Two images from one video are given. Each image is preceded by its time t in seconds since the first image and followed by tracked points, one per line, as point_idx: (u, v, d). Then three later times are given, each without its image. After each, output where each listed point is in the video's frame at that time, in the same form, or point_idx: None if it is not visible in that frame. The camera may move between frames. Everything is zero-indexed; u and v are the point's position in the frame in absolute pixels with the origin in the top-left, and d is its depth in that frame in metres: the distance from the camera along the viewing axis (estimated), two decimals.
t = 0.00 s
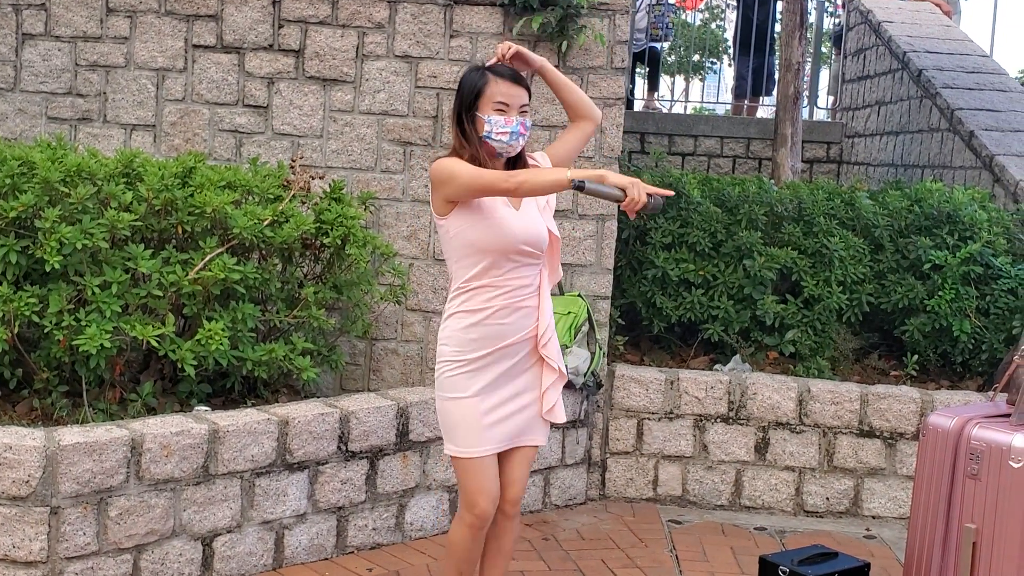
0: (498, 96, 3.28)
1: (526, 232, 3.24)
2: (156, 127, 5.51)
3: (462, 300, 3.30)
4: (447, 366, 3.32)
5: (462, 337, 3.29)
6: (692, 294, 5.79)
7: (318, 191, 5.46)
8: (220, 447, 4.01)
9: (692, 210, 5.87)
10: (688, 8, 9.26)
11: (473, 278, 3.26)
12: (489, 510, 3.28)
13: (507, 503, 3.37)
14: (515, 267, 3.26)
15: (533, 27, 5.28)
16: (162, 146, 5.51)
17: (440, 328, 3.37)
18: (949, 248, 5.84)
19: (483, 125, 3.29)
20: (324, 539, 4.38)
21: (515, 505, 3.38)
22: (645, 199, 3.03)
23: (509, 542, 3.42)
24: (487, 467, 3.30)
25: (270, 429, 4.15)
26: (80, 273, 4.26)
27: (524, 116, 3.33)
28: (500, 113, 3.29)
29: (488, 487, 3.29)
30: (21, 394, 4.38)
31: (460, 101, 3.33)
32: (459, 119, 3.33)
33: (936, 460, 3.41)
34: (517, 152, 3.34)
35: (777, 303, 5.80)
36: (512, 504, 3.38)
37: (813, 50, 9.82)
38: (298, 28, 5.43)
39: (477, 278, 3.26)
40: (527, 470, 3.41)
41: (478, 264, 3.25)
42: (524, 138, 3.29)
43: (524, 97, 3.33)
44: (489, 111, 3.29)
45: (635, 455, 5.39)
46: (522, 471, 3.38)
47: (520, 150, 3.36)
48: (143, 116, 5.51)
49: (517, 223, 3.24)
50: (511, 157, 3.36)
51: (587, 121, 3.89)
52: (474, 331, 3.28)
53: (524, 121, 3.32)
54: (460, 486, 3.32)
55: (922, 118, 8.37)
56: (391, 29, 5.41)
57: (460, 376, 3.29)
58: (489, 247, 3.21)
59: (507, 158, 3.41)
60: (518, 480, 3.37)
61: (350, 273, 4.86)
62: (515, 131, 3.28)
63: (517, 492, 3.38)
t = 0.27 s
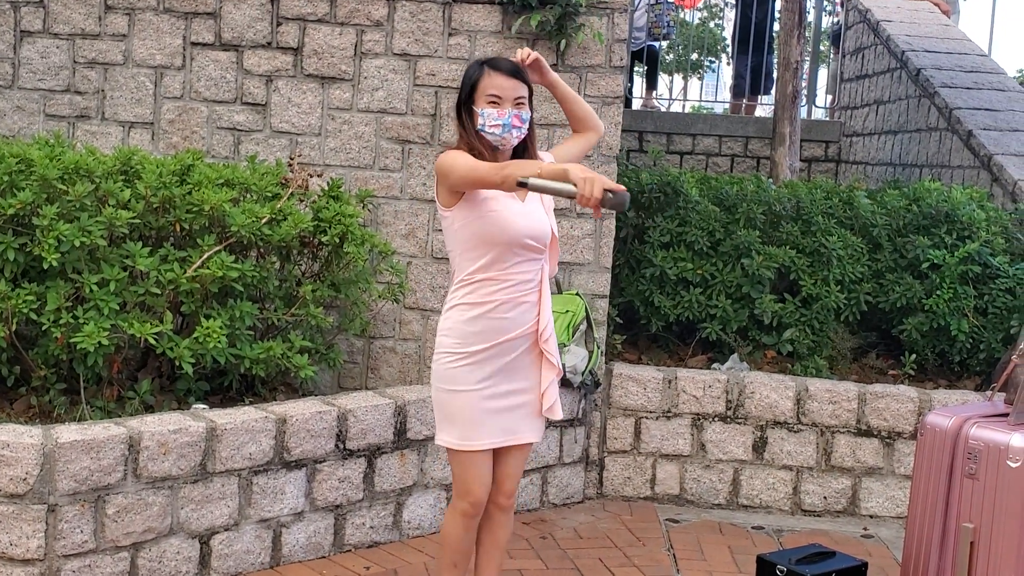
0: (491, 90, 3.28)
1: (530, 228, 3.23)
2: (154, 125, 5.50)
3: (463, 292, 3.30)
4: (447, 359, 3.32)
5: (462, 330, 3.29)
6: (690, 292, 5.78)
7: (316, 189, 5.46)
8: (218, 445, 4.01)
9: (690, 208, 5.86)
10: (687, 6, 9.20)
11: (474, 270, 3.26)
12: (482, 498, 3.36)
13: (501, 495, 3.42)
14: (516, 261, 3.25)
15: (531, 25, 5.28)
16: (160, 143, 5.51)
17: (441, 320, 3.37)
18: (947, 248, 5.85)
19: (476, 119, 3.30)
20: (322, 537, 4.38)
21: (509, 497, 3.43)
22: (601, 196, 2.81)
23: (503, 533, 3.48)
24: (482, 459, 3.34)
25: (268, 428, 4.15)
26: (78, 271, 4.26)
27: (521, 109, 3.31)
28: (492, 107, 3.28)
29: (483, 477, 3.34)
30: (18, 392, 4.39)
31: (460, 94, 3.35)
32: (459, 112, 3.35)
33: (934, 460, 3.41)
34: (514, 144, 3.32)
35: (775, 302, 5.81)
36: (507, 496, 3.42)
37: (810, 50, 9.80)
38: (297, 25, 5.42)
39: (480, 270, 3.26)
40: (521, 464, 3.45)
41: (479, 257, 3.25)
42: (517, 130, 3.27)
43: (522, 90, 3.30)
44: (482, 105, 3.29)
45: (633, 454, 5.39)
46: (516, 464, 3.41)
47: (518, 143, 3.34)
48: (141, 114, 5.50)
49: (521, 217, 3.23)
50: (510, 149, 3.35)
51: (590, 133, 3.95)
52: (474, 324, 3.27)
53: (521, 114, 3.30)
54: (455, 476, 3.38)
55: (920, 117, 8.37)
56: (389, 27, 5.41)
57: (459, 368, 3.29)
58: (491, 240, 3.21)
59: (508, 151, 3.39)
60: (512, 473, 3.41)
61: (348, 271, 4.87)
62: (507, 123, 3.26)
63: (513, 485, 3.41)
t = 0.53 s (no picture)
0: (494, 102, 3.28)
1: (521, 235, 3.24)
2: (154, 124, 5.52)
3: (454, 296, 3.30)
4: (439, 364, 3.32)
5: (454, 336, 3.29)
6: (687, 292, 5.80)
7: (315, 189, 5.47)
8: (216, 443, 4.03)
9: (688, 208, 5.90)
10: (685, 7, 9.21)
11: (465, 277, 3.27)
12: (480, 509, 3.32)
13: (500, 507, 3.35)
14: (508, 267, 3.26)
15: (530, 25, 5.30)
16: (160, 142, 5.52)
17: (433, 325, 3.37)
18: (944, 248, 5.87)
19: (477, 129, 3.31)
20: (320, 535, 4.39)
21: (509, 510, 3.36)
22: (488, 168, 2.82)
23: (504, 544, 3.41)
24: (478, 465, 3.31)
25: (266, 426, 4.16)
26: (77, 269, 4.27)
27: (522, 124, 3.31)
28: (493, 118, 3.29)
29: (479, 485, 3.31)
30: (18, 390, 4.40)
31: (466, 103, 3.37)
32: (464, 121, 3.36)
33: (930, 460, 3.43)
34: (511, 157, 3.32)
35: (772, 301, 5.82)
36: (507, 508, 3.35)
37: (809, 50, 9.85)
38: (296, 25, 5.44)
39: (471, 276, 3.26)
40: (521, 473, 3.40)
41: (471, 263, 3.25)
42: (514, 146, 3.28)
43: (524, 104, 3.30)
44: (484, 116, 3.30)
45: (630, 453, 5.41)
46: (513, 474, 3.37)
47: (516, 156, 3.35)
48: (141, 113, 5.51)
49: (513, 225, 3.24)
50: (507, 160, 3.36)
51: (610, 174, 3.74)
52: (466, 329, 3.28)
53: (521, 129, 3.30)
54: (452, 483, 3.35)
55: (917, 118, 8.40)
56: (388, 27, 5.43)
57: (452, 373, 3.29)
58: (482, 248, 3.21)
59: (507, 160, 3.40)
60: (510, 484, 3.35)
61: (347, 270, 4.88)
62: (506, 138, 3.27)
63: (512, 497, 3.35)
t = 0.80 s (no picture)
0: (491, 83, 3.35)
1: (516, 224, 3.27)
2: (153, 123, 5.52)
3: (449, 286, 3.33)
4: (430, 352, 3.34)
5: (446, 324, 3.31)
6: (687, 291, 5.80)
7: (314, 187, 5.48)
8: (216, 441, 4.03)
9: (688, 206, 5.90)
10: (685, 6, 9.18)
11: (461, 265, 3.30)
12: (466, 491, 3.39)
13: (488, 491, 3.42)
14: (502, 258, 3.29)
15: (530, 25, 5.30)
16: (159, 141, 5.53)
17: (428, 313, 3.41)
18: (943, 247, 5.87)
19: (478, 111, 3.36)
20: (319, 534, 4.40)
21: (497, 494, 3.43)
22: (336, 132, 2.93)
23: (493, 530, 3.47)
24: (466, 450, 3.36)
25: (266, 424, 4.17)
26: (77, 268, 4.27)
27: (521, 103, 3.35)
28: (491, 99, 3.35)
29: (467, 469, 3.38)
30: (18, 388, 4.42)
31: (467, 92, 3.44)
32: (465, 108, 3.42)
33: (929, 460, 3.43)
34: (513, 137, 3.34)
35: (771, 301, 5.83)
36: (494, 493, 3.42)
37: (808, 49, 9.83)
38: (296, 24, 5.44)
39: (465, 264, 3.29)
40: (509, 461, 3.45)
41: (465, 251, 3.28)
42: (513, 123, 3.31)
43: (522, 84, 3.35)
44: (482, 97, 3.36)
45: (629, 452, 5.41)
46: (502, 461, 3.42)
47: (519, 137, 3.37)
48: (140, 112, 5.52)
49: (508, 212, 3.28)
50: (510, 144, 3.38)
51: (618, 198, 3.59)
52: (457, 318, 3.30)
53: (520, 107, 3.34)
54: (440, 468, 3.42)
55: (916, 117, 8.40)
56: (388, 26, 5.43)
57: (442, 361, 3.31)
58: (475, 236, 3.25)
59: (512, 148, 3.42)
60: (498, 469, 3.41)
61: (346, 269, 4.89)
62: (504, 114, 3.31)
63: (499, 482, 3.41)
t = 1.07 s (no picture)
0: (477, 90, 3.38)
1: (497, 233, 3.27)
2: (153, 121, 5.52)
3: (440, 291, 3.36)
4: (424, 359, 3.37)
5: (438, 330, 3.33)
6: (686, 288, 5.81)
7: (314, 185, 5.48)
8: (216, 439, 4.04)
9: (687, 204, 5.92)
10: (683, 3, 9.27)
11: (448, 272, 3.33)
12: (467, 500, 3.34)
13: (491, 504, 3.34)
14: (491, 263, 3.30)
15: (528, 22, 5.30)
16: (159, 139, 5.53)
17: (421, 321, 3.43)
18: (942, 243, 5.87)
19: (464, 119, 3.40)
20: (320, 531, 4.41)
21: (502, 509, 3.34)
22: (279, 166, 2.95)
23: (498, 543, 3.39)
24: (465, 455, 3.34)
25: (267, 422, 4.18)
26: (77, 266, 4.28)
27: (505, 110, 3.37)
28: (476, 106, 3.38)
29: (466, 476, 3.34)
30: (19, 387, 4.42)
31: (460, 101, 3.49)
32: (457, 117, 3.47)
33: (929, 456, 3.44)
34: (496, 144, 3.36)
35: (771, 297, 5.83)
36: (498, 507, 3.34)
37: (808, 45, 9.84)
38: (294, 22, 5.45)
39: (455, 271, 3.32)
40: (513, 473, 3.37)
41: (453, 259, 3.31)
42: (493, 129, 3.33)
43: (507, 91, 3.36)
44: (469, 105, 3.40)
45: (629, 449, 5.42)
46: (505, 473, 3.35)
47: (504, 144, 3.38)
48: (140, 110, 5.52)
49: (489, 222, 3.28)
50: (496, 151, 3.40)
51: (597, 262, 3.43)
52: (449, 324, 3.32)
53: (504, 115, 3.36)
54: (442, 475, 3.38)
55: (916, 113, 8.41)
56: (387, 23, 5.43)
57: (435, 367, 3.33)
58: (461, 243, 3.27)
59: (501, 154, 3.44)
60: (502, 482, 3.34)
61: (346, 267, 4.89)
62: (486, 121, 3.33)
63: (503, 495, 3.33)
